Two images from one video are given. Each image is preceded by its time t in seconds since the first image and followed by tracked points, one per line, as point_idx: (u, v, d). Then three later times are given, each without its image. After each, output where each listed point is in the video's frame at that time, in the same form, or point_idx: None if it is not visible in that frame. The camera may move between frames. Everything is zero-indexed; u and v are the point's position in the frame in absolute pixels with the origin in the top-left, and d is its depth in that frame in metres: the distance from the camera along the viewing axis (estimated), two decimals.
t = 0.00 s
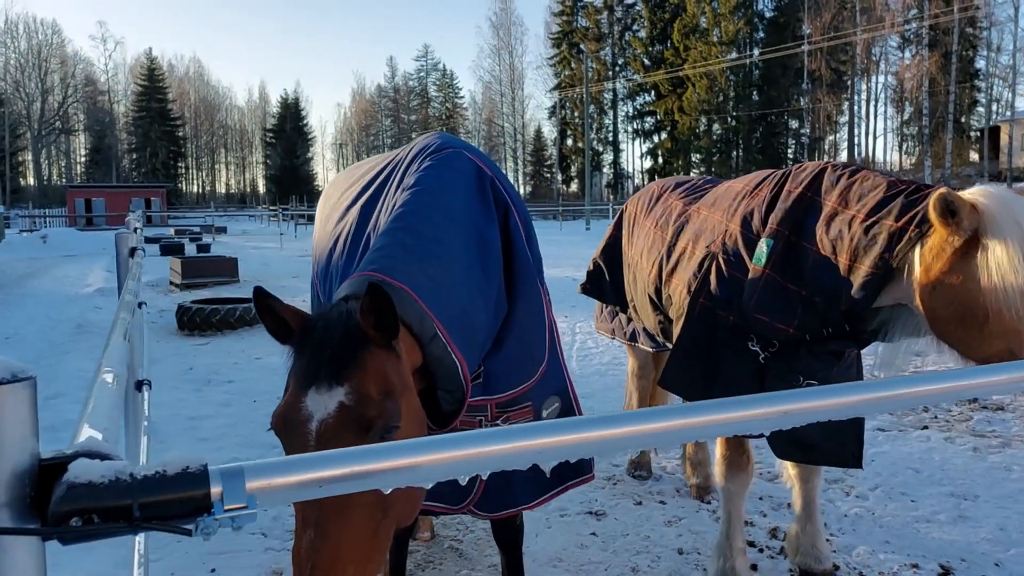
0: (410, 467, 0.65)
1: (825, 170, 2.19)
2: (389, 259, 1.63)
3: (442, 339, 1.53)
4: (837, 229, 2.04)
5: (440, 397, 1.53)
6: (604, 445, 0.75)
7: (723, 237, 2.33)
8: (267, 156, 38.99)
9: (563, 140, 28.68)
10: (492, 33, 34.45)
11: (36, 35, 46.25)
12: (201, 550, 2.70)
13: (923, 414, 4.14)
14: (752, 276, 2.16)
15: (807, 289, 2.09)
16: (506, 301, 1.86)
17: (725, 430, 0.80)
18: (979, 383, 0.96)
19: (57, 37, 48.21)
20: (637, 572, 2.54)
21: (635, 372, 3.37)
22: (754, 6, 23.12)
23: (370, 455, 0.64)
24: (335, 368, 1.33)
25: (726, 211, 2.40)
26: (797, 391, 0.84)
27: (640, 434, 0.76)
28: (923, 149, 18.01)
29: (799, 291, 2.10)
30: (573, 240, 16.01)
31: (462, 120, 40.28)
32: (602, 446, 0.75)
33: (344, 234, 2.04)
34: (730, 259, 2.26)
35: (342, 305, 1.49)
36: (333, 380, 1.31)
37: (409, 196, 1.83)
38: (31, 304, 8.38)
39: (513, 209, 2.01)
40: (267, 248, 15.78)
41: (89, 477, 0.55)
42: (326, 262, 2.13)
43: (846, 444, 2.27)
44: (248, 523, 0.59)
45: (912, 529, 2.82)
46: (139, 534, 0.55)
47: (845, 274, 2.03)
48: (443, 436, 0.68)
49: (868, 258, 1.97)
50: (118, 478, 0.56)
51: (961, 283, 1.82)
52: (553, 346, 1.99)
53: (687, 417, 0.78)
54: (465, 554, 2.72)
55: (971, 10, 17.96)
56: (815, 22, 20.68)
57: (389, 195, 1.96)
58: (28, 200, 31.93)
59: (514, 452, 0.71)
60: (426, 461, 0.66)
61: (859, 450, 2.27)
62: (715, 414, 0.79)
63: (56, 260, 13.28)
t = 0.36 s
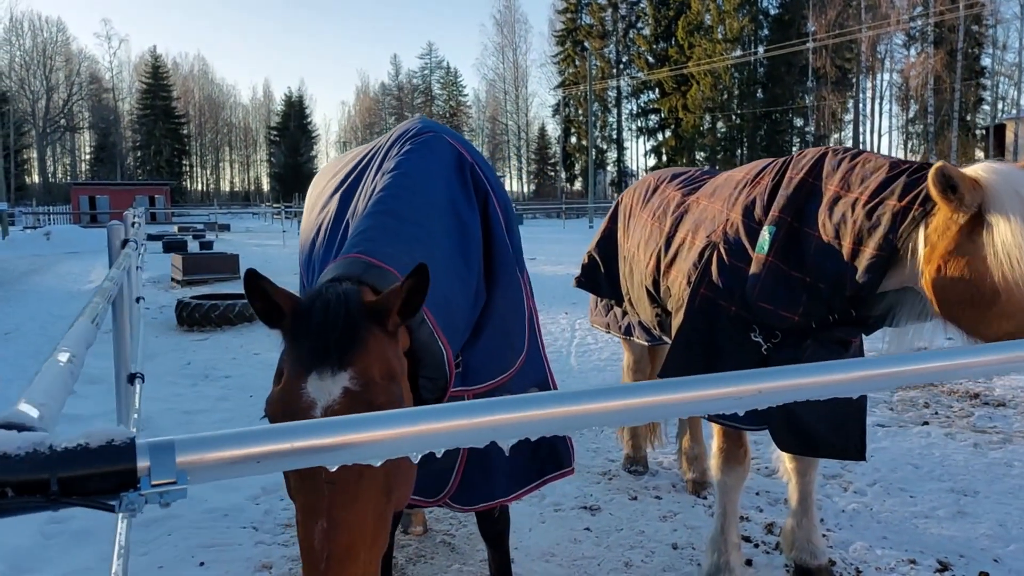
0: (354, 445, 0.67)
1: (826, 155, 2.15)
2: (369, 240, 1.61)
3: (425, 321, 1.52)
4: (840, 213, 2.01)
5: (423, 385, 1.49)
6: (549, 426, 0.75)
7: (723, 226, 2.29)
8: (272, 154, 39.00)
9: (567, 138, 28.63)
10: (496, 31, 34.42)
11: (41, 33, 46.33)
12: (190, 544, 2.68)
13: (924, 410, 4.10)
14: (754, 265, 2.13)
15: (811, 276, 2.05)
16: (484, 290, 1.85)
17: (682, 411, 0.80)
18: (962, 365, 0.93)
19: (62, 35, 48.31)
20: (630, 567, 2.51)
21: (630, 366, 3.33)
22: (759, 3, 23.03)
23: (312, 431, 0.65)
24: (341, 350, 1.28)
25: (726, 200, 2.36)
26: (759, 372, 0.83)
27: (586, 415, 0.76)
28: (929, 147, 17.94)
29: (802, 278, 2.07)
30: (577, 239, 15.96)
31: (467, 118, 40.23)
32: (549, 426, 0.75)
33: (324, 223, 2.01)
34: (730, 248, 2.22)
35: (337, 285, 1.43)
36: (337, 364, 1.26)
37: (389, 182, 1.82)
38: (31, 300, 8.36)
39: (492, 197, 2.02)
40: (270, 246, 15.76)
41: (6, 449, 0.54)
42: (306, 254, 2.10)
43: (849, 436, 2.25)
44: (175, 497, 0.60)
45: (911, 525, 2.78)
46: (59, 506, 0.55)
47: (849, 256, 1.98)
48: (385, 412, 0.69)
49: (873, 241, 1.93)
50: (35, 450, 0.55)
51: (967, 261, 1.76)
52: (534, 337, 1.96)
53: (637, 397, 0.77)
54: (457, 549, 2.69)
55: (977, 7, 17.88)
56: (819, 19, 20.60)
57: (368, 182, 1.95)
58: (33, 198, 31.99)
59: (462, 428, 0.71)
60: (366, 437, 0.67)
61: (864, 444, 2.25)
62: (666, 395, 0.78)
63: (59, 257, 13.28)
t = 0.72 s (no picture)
0: (321, 422, 0.66)
1: (832, 147, 2.13)
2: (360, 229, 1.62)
3: (425, 316, 1.51)
4: (847, 208, 1.99)
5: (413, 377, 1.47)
6: (531, 405, 0.73)
7: (724, 219, 2.26)
8: (274, 157, 39.06)
9: (569, 139, 28.61)
10: (498, 33, 34.44)
11: (43, 36, 46.38)
12: (183, 542, 2.65)
13: (925, 408, 4.07)
14: (757, 257, 2.10)
15: (814, 270, 2.03)
16: (464, 283, 1.84)
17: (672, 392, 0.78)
18: (964, 344, 0.91)
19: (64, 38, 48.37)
20: (627, 565, 2.48)
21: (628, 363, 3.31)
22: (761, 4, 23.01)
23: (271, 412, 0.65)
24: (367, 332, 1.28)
25: (726, 193, 2.33)
26: (745, 349, 0.81)
27: (568, 392, 0.74)
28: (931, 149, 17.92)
29: (805, 271, 2.05)
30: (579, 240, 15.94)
31: (468, 120, 40.23)
32: (529, 405, 0.74)
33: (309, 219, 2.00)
34: (732, 242, 2.19)
35: (342, 269, 1.42)
36: (370, 346, 1.26)
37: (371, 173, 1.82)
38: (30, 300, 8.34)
39: (469, 189, 2.02)
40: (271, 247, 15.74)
41: None
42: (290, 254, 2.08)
43: (849, 433, 2.19)
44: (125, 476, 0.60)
45: (911, 523, 2.75)
46: None
47: (855, 250, 1.97)
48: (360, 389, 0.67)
49: (882, 236, 1.90)
50: None
51: (977, 264, 1.71)
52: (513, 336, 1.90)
53: (625, 375, 0.76)
54: (453, 547, 2.66)
55: (979, 9, 17.87)
56: (821, 20, 20.59)
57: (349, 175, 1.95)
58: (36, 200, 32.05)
59: (443, 406, 0.70)
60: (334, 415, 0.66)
61: (863, 442, 2.19)
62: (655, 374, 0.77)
63: (60, 258, 13.26)
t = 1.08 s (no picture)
0: (231, 375, 0.69)
1: (820, 127, 2.11)
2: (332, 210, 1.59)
3: (418, 292, 1.49)
4: (837, 184, 1.97)
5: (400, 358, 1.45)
6: (461, 363, 0.76)
7: (713, 205, 2.24)
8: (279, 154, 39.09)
9: (574, 138, 28.54)
10: (504, 31, 34.39)
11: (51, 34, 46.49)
12: (169, 531, 2.65)
13: (923, 402, 4.04)
14: (748, 240, 2.07)
15: (806, 250, 2.01)
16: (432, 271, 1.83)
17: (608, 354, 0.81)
18: (917, 313, 0.91)
19: (71, 36, 48.47)
20: (615, 555, 2.46)
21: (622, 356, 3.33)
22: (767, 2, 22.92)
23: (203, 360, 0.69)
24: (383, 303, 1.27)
25: (715, 179, 2.31)
26: (688, 315, 0.84)
27: (505, 353, 0.77)
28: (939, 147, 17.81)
29: (797, 252, 2.02)
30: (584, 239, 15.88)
31: (474, 118, 40.19)
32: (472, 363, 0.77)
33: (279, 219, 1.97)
34: (721, 227, 2.16)
35: (349, 239, 1.41)
36: (389, 316, 1.25)
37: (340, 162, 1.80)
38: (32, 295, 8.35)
39: (435, 178, 2.00)
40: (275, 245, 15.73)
41: None
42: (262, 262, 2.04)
43: (841, 419, 2.13)
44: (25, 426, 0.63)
45: (904, 515, 2.72)
46: None
47: (848, 225, 1.94)
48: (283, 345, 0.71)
49: (876, 208, 1.88)
50: None
51: (970, 230, 1.71)
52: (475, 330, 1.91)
53: (559, 337, 0.79)
54: (440, 538, 2.64)
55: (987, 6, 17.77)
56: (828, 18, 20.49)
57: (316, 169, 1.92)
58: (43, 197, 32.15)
59: (368, 368, 0.73)
60: (256, 369, 0.70)
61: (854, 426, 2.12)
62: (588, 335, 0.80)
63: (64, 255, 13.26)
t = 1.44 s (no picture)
0: (165, 322, 0.68)
1: (818, 107, 2.09)
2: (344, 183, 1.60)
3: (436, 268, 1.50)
4: (837, 160, 1.95)
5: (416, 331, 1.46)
6: (381, 319, 0.76)
7: (709, 190, 2.21)
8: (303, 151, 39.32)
9: (597, 134, 28.43)
10: (527, 28, 34.32)
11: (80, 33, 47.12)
12: (170, 516, 2.67)
13: (937, 396, 3.97)
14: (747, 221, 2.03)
15: (806, 230, 1.98)
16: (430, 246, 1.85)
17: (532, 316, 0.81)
18: (866, 278, 0.89)
19: (100, 35, 49.07)
20: (613, 544, 2.44)
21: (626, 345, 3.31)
22: None
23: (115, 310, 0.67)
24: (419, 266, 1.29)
25: (713, 164, 2.29)
26: (622, 276, 0.83)
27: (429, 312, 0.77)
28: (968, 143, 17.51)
29: (795, 232, 1.99)
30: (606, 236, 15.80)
31: (496, 115, 40.16)
32: (414, 320, 0.78)
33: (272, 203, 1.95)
34: (716, 213, 2.13)
35: (376, 213, 1.41)
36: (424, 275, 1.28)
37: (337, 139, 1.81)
38: (55, 287, 8.45)
39: (426, 154, 2.02)
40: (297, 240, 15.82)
41: None
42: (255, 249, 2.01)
43: (837, 409, 2.11)
44: None
45: (911, 508, 2.67)
46: None
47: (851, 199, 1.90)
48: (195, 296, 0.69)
49: (879, 181, 1.84)
50: None
51: (973, 204, 1.66)
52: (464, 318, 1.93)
53: (485, 297, 0.78)
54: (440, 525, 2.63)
55: None
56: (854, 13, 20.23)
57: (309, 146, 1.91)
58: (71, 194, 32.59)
59: (286, 317, 0.72)
60: (164, 316, 0.68)
61: (853, 415, 2.10)
62: (513, 294, 0.79)
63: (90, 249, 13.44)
